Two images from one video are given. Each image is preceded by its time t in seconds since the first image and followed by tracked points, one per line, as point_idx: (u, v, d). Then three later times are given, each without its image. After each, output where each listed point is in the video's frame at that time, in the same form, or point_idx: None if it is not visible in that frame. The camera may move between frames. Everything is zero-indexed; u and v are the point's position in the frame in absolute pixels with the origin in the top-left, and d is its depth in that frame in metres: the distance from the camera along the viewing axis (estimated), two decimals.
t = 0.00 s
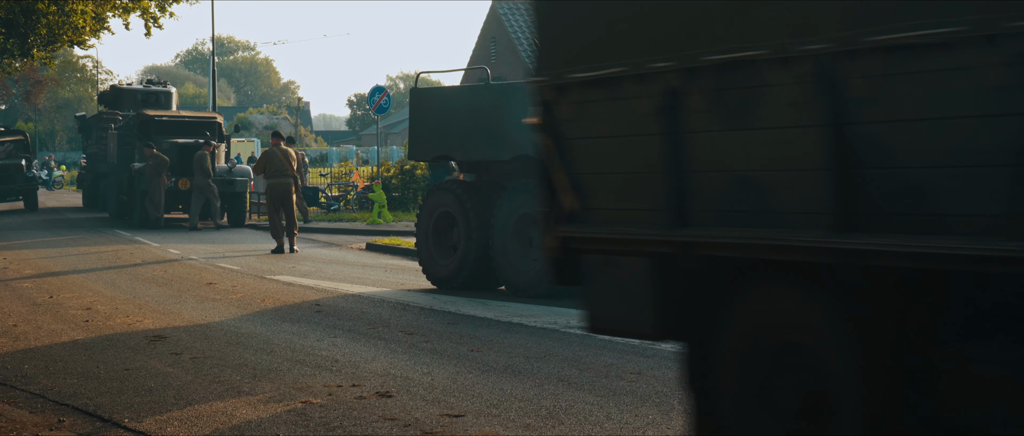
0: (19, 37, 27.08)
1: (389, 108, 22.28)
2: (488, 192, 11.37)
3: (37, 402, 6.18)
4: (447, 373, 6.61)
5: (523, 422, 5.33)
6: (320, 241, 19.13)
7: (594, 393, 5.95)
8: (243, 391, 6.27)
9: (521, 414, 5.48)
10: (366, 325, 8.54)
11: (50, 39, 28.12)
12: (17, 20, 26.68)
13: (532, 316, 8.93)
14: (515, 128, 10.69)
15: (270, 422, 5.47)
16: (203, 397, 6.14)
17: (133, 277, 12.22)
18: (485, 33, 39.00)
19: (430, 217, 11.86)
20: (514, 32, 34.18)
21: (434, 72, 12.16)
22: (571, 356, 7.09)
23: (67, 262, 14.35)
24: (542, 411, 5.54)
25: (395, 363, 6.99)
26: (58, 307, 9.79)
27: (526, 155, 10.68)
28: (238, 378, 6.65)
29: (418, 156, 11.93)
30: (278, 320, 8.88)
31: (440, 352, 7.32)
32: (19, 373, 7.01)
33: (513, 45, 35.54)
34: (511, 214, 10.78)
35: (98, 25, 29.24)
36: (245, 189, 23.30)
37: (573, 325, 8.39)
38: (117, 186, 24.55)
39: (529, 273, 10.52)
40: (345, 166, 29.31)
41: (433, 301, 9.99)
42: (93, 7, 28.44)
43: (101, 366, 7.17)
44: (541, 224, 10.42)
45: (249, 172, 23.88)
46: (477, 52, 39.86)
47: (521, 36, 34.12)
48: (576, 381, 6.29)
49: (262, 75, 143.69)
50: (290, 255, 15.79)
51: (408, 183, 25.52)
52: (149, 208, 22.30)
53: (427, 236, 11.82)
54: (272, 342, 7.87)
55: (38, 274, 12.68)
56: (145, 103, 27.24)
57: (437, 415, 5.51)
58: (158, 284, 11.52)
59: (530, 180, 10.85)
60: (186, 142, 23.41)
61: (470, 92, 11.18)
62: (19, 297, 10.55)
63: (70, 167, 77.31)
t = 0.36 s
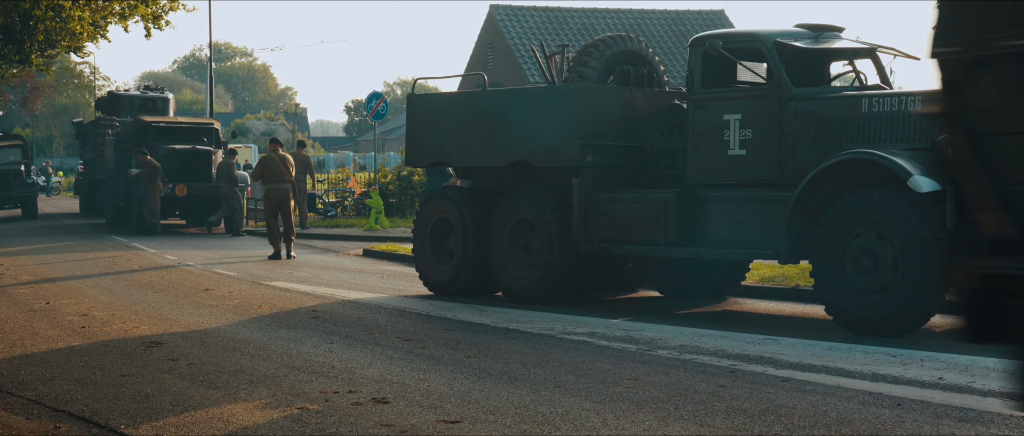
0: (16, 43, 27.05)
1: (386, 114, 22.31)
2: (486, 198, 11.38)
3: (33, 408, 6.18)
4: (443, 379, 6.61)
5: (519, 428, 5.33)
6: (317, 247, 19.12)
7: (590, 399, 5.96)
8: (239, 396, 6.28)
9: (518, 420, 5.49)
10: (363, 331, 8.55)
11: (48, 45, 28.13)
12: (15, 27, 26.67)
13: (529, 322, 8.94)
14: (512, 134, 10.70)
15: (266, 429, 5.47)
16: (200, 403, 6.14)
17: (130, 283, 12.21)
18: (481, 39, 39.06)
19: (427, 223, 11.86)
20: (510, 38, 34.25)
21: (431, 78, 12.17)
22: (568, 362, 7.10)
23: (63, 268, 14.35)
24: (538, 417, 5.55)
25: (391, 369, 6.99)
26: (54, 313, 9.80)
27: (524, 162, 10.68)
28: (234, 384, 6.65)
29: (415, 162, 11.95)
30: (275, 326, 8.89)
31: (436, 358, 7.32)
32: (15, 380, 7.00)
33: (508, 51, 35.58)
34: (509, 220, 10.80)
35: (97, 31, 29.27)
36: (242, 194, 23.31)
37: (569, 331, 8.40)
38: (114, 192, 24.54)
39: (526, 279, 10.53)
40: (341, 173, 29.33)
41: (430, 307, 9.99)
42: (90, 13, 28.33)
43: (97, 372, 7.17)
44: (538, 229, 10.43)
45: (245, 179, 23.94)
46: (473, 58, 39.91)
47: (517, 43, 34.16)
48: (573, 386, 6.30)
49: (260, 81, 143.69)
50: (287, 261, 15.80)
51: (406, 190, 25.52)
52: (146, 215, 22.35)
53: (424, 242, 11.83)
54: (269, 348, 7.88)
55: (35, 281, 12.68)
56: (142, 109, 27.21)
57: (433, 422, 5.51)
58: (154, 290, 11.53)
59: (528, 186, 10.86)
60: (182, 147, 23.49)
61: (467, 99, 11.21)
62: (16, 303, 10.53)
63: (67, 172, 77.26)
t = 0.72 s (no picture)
0: (14, 47, 27.00)
1: (384, 118, 22.33)
2: (484, 203, 11.39)
3: (31, 413, 6.17)
4: (442, 384, 6.61)
5: (518, 433, 5.33)
6: (315, 251, 19.10)
7: (589, 404, 5.96)
8: (237, 401, 6.27)
9: (516, 425, 5.49)
10: (362, 335, 8.54)
11: (46, 49, 28.10)
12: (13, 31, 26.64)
13: (527, 326, 8.94)
14: (510, 139, 10.71)
15: (265, 433, 5.46)
16: (198, 408, 6.14)
17: (127, 288, 12.18)
18: (478, 44, 39.09)
19: (425, 227, 11.85)
20: (509, 42, 34.26)
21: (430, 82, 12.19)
22: (566, 366, 7.11)
23: (61, 272, 14.33)
24: (536, 422, 5.54)
25: (390, 373, 6.99)
26: (52, 318, 9.78)
27: (522, 166, 10.69)
28: (232, 388, 6.65)
29: (413, 167, 11.95)
30: (273, 330, 8.89)
31: (435, 363, 7.32)
32: (13, 384, 6.98)
33: (507, 55, 35.60)
34: (508, 224, 10.80)
35: (94, 35, 29.25)
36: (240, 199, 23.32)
37: (568, 335, 8.40)
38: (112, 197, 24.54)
39: (524, 283, 10.54)
40: (339, 177, 29.32)
41: (428, 312, 9.99)
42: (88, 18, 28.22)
43: (95, 377, 7.16)
44: (537, 234, 10.44)
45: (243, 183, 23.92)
46: (471, 63, 39.94)
47: (515, 48, 34.14)
48: (571, 391, 6.30)
49: (257, 85, 143.63)
50: (286, 265, 15.79)
51: (404, 194, 25.52)
52: (143, 220, 22.33)
53: (422, 247, 11.82)
54: (267, 352, 7.87)
55: (32, 285, 12.67)
56: (140, 113, 27.16)
57: (432, 426, 5.51)
58: (152, 295, 11.52)
59: (526, 191, 10.87)
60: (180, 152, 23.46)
61: (466, 104, 11.22)
62: (13, 308, 10.49)
63: (64, 176, 77.18)
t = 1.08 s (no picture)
0: (16, 47, 26.98)
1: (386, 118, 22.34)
2: (486, 203, 11.39)
3: (32, 413, 6.18)
4: (444, 384, 6.61)
5: (519, 434, 5.32)
6: (317, 251, 19.12)
7: (590, 404, 5.96)
8: (238, 401, 6.27)
9: (517, 426, 5.48)
10: (363, 336, 8.54)
11: (47, 49, 28.09)
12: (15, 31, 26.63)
13: (529, 327, 8.93)
14: (512, 140, 10.72)
15: (266, 434, 5.46)
16: (198, 408, 6.14)
17: (128, 288, 12.17)
18: (480, 45, 39.10)
19: (427, 228, 11.85)
20: (510, 43, 34.25)
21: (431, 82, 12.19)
22: (567, 367, 7.11)
23: (62, 272, 14.33)
24: (537, 422, 5.54)
25: (391, 374, 7.00)
26: (53, 318, 9.78)
27: (523, 166, 10.69)
28: (233, 388, 6.65)
29: (415, 168, 11.96)
30: (275, 331, 8.89)
31: (436, 363, 7.33)
32: (13, 385, 6.98)
33: (508, 56, 35.58)
34: (509, 224, 10.80)
35: (96, 34, 29.24)
36: (242, 199, 23.33)
37: (569, 336, 8.40)
38: (114, 197, 24.54)
39: (525, 284, 10.54)
40: (341, 177, 29.32)
41: (429, 312, 9.98)
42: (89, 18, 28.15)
43: (96, 377, 7.17)
44: (538, 235, 10.44)
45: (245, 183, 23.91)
46: (473, 63, 39.94)
47: (517, 49, 34.14)
48: (573, 392, 6.29)
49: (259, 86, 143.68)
50: (287, 266, 15.79)
51: (405, 194, 25.52)
52: (144, 220, 22.33)
53: (423, 247, 11.82)
54: (268, 353, 7.87)
55: (34, 285, 12.67)
56: (142, 113, 27.17)
57: (432, 427, 5.51)
58: (153, 295, 11.52)
59: (528, 191, 10.87)
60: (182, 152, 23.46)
61: (467, 104, 11.23)
62: (15, 308, 10.48)
63: (66, 176, 77.21)
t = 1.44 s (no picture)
0: (16, 45, 26.92)
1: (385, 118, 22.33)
2: (485, 203, 11.39)
3: (31, 413, 6.18)
4: (442, 384, 6.61)
5: (518, 433, 5.32)
6: (316, 251, 19.11)
7: (590, 404, 5.95)
8: (237, 401, 6.27)
9: (516, 425, 5.48)
10: (362, 335, 8.54)
11: (47, 48, 28.06)
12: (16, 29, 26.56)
13: (528, 326, 8.93)
14: (510, 139, 10.72)
15: (265, 433, 5.46)
16: (197, 407, 6.13)
17: (127, 288, 12.15)
18: (478, 44, 39.09)
19: (425, 228, 11.84)
20: (508, 42, 34.22)
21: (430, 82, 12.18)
22: (566, 366, 7.10)
23: (61, 272, 14.30)
24: (536, 422, 5.54)
25: (390, 373, 6.99)
26: (52, 318, 9.77)
27: (522, 166, 10.69)
28: (232, 388, 6.65)
29: (413, 167, 11.96)
30: (273, 330, 8.88)
31: (435, 363, 7.32)
32: (12, 384, 6.98)
33: (507, 55, 35.57)
34: (508, 224, 10.80)
35: (96, 33, 29.21)
36: (241, 198, 23.32)
37: (568, 336, 8.39)
38: (113, 196, 24.53)
39: (524, 283, 10.54)
40: (339, 177, 29.29)
41: (429, 312, 9.98)
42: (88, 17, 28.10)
43: (95, 376, 7.16)
44: (537, 234, 10.44)
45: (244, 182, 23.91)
46: (471, 63, 39.94)
47: (515, 48, 34.14)
48: (572, 391, 6.29)
49: (258, 85, 143.60)
50: (287, 265, 15.79)
51: (404, 194, 25.53)
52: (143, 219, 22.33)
53: (422, 247, 11.81)
54: (267, 352, 7.87)
55: (32, 284, 12.65)
56: (141, 113, 27.15)
57: (431, 426, 5.50)
58: (152, 294, 11.51)
59: (527, 191, 10.87)
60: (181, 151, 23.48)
61: (466, 104, 11.23)
62: (14, 308, 10.47)
63: (64, 175, 77.13)
